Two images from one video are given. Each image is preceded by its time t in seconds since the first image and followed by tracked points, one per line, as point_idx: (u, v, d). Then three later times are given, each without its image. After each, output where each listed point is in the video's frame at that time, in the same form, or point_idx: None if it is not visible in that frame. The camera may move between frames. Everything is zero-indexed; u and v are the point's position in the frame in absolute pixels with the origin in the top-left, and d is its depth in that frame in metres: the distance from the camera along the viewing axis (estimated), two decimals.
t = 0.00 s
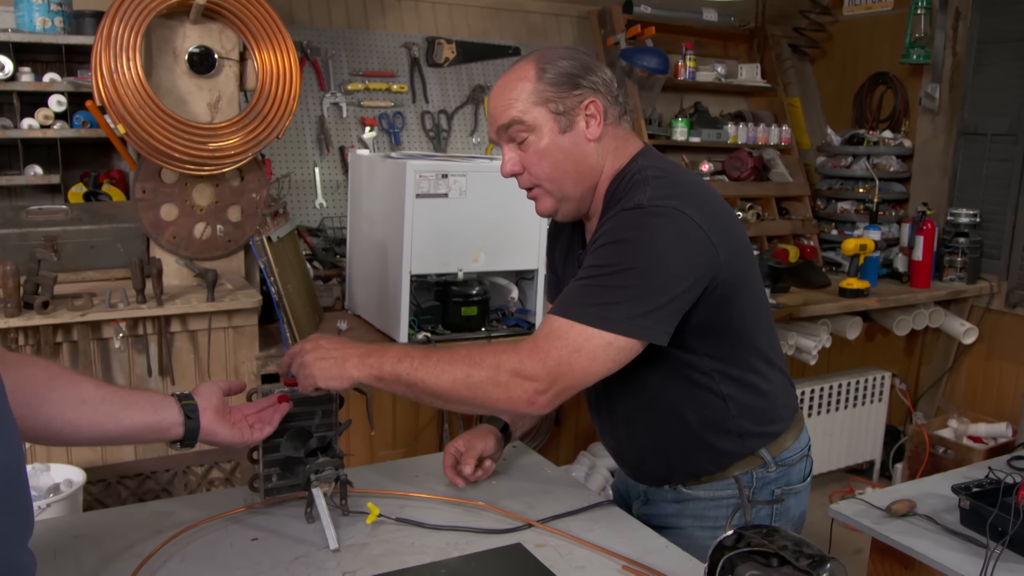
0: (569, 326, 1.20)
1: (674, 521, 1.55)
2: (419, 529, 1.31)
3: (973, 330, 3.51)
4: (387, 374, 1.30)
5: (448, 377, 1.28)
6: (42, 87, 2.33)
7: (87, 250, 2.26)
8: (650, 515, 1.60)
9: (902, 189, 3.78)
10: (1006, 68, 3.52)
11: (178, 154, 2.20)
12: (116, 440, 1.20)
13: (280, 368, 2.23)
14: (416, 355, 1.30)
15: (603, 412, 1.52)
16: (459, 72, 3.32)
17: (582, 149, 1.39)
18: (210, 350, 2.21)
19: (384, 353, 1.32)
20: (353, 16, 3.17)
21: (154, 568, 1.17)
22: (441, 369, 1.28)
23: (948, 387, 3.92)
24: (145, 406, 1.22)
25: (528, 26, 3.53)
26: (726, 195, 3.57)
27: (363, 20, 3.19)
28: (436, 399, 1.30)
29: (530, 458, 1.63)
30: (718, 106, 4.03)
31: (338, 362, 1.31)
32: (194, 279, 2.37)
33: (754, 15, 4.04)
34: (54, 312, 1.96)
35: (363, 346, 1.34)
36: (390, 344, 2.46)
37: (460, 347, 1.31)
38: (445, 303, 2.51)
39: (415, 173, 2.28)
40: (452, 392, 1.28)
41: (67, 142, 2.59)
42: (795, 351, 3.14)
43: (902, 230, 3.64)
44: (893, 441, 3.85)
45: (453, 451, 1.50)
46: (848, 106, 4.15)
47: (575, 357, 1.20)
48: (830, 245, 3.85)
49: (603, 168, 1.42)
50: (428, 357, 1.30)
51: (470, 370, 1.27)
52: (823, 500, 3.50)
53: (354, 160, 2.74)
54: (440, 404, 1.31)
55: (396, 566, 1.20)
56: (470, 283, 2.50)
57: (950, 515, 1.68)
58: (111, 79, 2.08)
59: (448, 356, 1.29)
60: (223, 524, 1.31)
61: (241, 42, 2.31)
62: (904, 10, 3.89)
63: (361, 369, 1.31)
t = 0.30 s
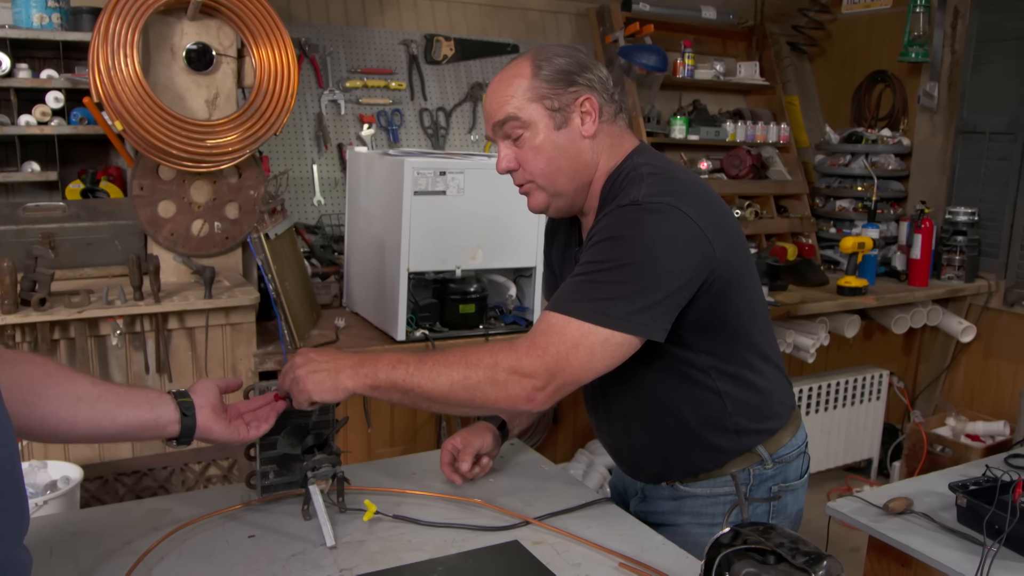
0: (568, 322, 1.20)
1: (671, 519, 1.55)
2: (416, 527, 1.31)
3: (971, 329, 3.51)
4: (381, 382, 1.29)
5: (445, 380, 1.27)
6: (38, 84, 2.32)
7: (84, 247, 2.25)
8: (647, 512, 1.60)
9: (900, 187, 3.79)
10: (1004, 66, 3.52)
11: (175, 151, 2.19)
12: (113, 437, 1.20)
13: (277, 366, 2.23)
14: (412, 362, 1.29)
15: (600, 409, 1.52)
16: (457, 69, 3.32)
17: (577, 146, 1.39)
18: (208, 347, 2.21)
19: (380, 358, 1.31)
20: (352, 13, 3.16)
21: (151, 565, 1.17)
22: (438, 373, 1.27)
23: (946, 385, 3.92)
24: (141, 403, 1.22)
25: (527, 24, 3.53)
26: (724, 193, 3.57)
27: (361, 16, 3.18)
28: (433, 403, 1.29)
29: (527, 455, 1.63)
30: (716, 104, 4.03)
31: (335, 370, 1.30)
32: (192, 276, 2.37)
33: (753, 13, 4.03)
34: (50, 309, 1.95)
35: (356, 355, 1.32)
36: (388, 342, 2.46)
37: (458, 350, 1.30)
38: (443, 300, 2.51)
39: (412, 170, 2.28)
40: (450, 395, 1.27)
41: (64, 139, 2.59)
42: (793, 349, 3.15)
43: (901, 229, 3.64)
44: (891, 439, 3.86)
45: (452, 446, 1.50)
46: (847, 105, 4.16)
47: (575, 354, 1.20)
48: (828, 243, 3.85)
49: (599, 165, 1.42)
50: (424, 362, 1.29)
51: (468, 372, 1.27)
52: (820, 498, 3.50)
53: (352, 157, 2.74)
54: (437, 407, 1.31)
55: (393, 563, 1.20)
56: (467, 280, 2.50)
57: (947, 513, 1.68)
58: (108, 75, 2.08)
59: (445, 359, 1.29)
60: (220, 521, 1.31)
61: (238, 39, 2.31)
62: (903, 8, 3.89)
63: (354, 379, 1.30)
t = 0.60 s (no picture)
0: (568, 322, 1.20)
1: (670, 518, 1.56)
2: (416, 526, 1.32)
3: (971, 330, 3.51)
4: (381, 379, 1.29)
5: (444, 378, 1.28)
6: (40, 86, 2.33)
7: (86, 249, 2.26)
8: (647, 511, 1.60)
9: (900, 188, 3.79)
10: (1004, 67, 3.52)
11: (176, 152, 2.20)
12: (115, 436, 1.20)
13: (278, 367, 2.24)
14: (412, 359, 1.30)
15: (599, 409, 1.53)
16: (458, 71, 3.32)
17: (575, 146, 1.40)
18: (209, 348, 2.21)
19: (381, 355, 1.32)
20: (352, 15, 3.17)
21: (152, 565, 1.18)
22: (436, 370, 1.28)
23: (946, 386, 3.93)
24: (143, 402, 1.23)
25: (527, 25, 3.54)
26: (724, 194, 3.57)
27: (361, 18, 3.19)
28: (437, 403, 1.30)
29: (527, 455, 1.63)
30: (717, 105, 4.04)
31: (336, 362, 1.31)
32: (193, 277, 2.37)
33: (753, 14, 4.04)
34: (52, 311, 1.96)
35: (357, 351, 1.33)
36: (389, 343, 2.46)
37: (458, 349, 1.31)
38: (443, 301, 2.52)
39: (413, 172, 2.29)
40: (449, 392, 1.28)
41: (66, 141, 2.60)
42: (793, 350, 3.16)
43: (901, 230, 3.65)
44: (891, 440, 3.86)
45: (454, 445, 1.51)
46: (847, 106, 4.17)
47: (575, 351, 1.20)
48: (828, 244, 3.85)
49: (596, 165, 1.43)
50: (424, 359, 1.30)
51: (466, 370, 1.27)
52: (821, 499, 3.51)
53: (353, 158, 2.74)
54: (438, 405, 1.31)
55: (394, 562, 1.20)
56: (468, 281, 2.51)
57: (946, 512, 1.68)
58: (110, 77, 2.08)
59: (444, 358, 1.29)
60: (221, 520, 1.31)
61: (239, 41, 2.31)
62: (902, 10, 3.90)
63: (354, 376, 1.30)
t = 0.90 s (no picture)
0: (564, 318, 1.21)
1: (675, 518, 1.57)
2: (423, 527, 1.33)
3: (979, 332, 3.51)
4: (380, 384, 1.30)
5: (441, 378, 1.27)
6: (51, 91, 2.35)
7: (95, 252, 2.27)
8: (653, 512, 1.61)
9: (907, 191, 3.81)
10: (1010, 69, 3.52)
11: (185, 157, 2.22)
12: (127, 435, 1.22)
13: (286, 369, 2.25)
14: (407, 362, 1.30)
15: (605, 410, 1.54)
16: (464, 75, 3.34)
17: (581, 150, 1.40)
18: (218, 350, 2.23)
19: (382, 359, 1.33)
20: (359, 19, 3.19)
21: (163, 565, 1.19)
22: (432, 371, 1.28)
23: (954, 389, 3.93)
24: (156, 401, 1.24)
25: (533, 29, 3.55)
26: (730, 197, 3.58)
27: (368, 23, 3.21)
28: (436, 404, 1.30)
29: (533, 457, 1.64)
30: (723, 108, 4.04)
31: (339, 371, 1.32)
32: (202, 281, 2.39)
33: (759, 17, 4.05)
34: (63, 314, 1.98)
35: (356, 358, 1.34)
36: (395, 345, 2.47)
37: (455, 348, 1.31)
38: (450, 304, 2.52)
39: (420, 175, 2.30)
40: (447, 394, 1.28)
41: (76, 146, 2.62)
42: (799, 352, 3.17)
43: (907, 231, 3.68)
44: (898, 443, 3.85)
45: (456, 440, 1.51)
46: (854, 108, 4.17)
47: (571, 348, 1.21)
48: (835, 246, 3.85)
49: (601, 168, 1.43)
50: (419, 361, 1.30)
51: (462, 369, 1.27)
52: (828, 502, 3.50)
53: (360, 162, 2.76)
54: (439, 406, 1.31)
55: (401, 563, 1.21)
56: (475, 285, 2.52)
57: (951, 513, 1.69)
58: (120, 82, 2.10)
59: (439, 358, 1.29)
60: (230, 521, 1.32)
61: (247, 47, 2.33)
62: (908, 12, 3.90)
63: (354, 382, 1.31)
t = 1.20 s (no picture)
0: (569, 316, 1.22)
1: (678, 517, 1.57)
2: (426, 528, 1.33)
3: (982, 332, 3.52)
4: (387, 390, 1.28)
5: (448, 379, 1.27)
6: (55, 94, 2.36)
7: (100, 255, 2.29)
8: (655, 511, 1.61)
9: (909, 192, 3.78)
10: (1012, 70, 3.52)
11: (188, 159, 2.23)
12: (132, 436, 1.22)
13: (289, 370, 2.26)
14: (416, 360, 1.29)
15: (608, 408, 1.54)
16: (467, 76, 3.35)
17: (584, 149, 1.41)
18: (221, 352, 2.24)
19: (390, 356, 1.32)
20: (362, 21, 3.20)
21: (168, 565, 1.20)
22: (440, 373, 1.27)
23: (957, 389, 3.92)
24: (160, 403, 1.24)
25: (535, 31, 3.57)
26: (733, 198, 3.58)
27: (371, 25, 3.22)
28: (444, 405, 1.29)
29: (536, 458, 1.64)
30: (725, 109, 4.05)
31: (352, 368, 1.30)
32: (205, 283, 2.41)
33: (761, 18, 4.05)
34: (68, 315, 1.99)
35: (364, 360, 1.31)
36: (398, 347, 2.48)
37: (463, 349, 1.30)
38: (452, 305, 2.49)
39: (423, 177, 2.31)
40: (456, 394, 1.27)
41: (80, 148, 2.63)
42: (802, 353, 3.17)
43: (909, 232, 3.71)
44: (902, 443, 3.85)
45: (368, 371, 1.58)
46: (856, 108, 4.18)
47: (576, 345, 1.22)
48: (837, 247, 3.85)
49: (604, 166, 1.44)
50: (427, 362, 1.29)
51: (469, 370, 1.26)
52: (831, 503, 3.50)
53: (362, 164, 2.77)
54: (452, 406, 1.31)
55: (404, 563, 1.22)
56: (477, 285, 2.50)
57: (954, 513, 1.69)
58: (123, 85, 2.11)
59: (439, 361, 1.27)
60: (234, 522, 1.33)
61: (251, 49, 2.34)
62: (910, 13, 3.90)
63: (363, 389, 1.29)
